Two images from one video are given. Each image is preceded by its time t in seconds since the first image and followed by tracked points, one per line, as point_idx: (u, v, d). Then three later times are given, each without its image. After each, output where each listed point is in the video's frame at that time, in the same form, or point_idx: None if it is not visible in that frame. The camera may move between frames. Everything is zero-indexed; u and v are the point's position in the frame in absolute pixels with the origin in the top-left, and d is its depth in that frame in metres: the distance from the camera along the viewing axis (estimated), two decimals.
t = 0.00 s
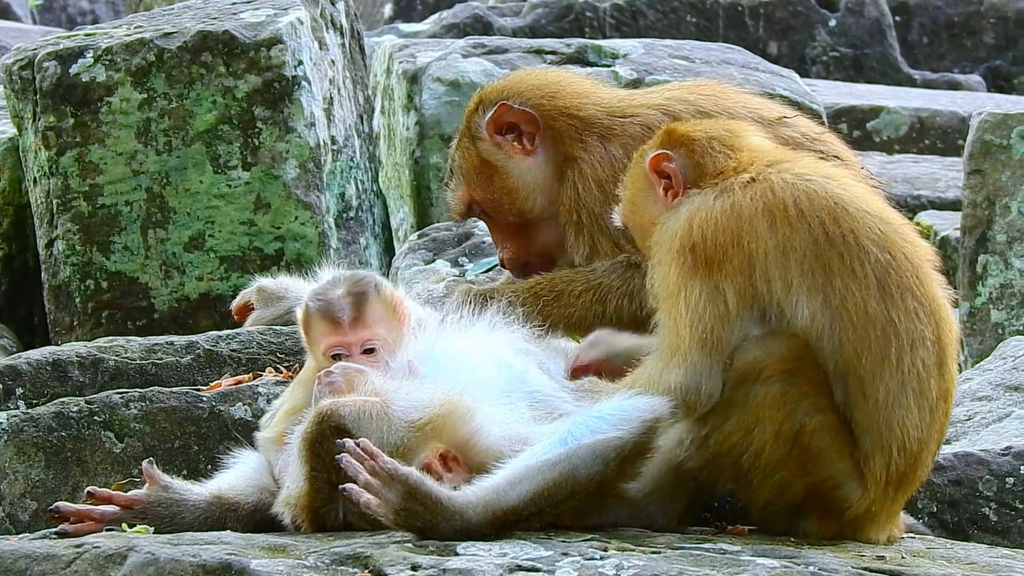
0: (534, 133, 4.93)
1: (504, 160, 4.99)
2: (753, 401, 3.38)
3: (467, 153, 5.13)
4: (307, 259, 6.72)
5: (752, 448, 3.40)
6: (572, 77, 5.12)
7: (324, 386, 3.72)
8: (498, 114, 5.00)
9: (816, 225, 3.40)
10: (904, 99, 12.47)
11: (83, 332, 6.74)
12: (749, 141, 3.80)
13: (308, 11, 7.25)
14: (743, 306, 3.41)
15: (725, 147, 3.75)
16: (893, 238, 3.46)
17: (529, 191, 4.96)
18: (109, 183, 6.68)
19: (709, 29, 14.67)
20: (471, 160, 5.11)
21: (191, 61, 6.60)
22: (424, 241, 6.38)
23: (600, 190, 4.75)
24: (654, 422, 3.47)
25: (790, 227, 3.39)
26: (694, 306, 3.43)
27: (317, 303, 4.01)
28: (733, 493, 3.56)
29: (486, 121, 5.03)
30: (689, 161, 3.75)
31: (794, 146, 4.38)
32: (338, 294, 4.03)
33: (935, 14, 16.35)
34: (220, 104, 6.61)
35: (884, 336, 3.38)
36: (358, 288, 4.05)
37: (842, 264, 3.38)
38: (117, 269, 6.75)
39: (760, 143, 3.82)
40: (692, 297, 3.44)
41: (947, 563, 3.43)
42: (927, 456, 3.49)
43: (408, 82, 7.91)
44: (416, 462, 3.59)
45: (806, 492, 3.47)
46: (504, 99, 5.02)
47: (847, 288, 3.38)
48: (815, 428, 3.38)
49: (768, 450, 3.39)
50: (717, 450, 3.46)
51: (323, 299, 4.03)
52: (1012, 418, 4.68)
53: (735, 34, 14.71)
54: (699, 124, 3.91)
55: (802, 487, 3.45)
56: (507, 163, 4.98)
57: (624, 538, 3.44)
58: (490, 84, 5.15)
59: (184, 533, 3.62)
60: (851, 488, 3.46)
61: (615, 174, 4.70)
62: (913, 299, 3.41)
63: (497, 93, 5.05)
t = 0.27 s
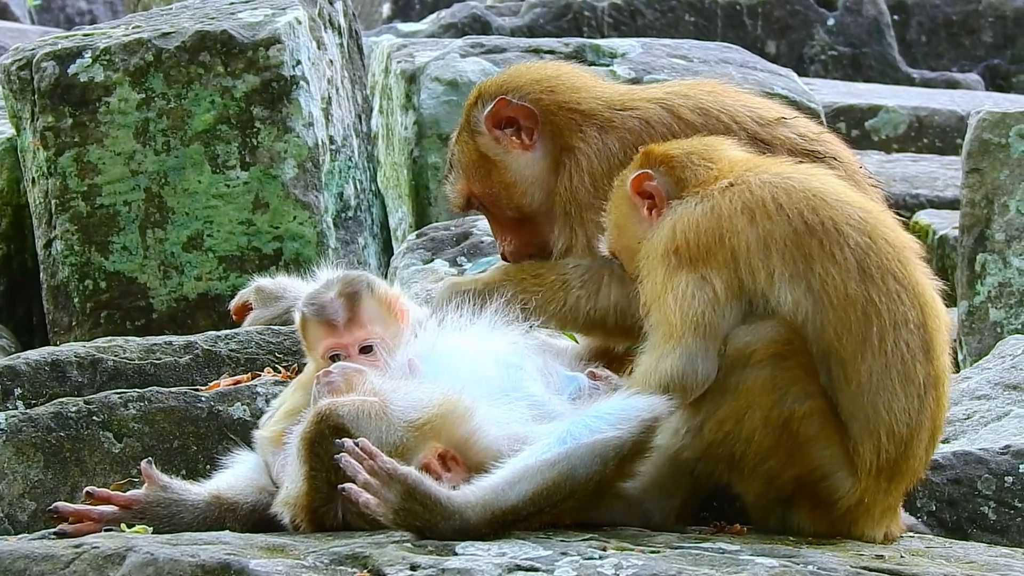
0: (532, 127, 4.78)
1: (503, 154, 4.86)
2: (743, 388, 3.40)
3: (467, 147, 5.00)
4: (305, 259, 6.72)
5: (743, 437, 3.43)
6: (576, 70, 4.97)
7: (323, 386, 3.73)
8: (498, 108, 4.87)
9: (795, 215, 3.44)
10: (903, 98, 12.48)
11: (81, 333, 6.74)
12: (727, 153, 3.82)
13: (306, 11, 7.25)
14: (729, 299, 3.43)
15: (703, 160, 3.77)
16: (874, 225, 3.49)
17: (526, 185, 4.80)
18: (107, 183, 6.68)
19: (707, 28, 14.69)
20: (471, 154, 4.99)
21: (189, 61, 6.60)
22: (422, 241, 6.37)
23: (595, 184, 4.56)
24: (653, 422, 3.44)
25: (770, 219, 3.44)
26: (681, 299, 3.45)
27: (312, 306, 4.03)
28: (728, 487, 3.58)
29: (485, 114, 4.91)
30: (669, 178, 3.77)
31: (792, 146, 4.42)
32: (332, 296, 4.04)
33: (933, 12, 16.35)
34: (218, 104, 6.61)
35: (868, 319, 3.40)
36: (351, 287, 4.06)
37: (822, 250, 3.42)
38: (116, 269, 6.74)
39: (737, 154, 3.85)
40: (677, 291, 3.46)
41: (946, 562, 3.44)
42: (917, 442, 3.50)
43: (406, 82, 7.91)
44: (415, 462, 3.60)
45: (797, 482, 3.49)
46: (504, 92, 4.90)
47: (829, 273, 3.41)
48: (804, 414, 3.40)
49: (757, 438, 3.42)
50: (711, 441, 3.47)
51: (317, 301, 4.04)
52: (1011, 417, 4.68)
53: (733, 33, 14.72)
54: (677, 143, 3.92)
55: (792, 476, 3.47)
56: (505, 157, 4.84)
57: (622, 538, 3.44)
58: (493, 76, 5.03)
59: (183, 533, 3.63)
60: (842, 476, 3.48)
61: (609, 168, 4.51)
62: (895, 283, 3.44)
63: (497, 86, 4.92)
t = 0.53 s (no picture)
0: (534, 114, 4.77)
1: (505, 140, 4.84)
2: (742, 384, 3.40)
3: (468, 133, 4.99)
4: (304, 258, 6.73)
5: (740, 436, 3.42)
6: (579, 60, 4.96)
7: (322, 385, 3.72)
8: (499, 94, 4.85)
9: (781, 213, 3.46)
10: (901, 95, 12.48)
11: (80, 333, 6.74)
12: (717, 156, 3.84)
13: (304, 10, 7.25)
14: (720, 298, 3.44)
15: (692, 164, 3.80)
16: (861, 219, 3.50)
17: (529, 171, 4.79)
18: (105, 183, 6.68)
19: (705, 26, 14.71)
20: (473, 140, 4.97)
21: (187, 60, 6.59)
22: (420, 240, 6.35)
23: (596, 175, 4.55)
24: (653, 421, 3.48)
25: (756, 217, 3.46)
26: (676, 298, 3.46)
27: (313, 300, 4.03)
28: (728, 489, 3.57)
29: (487, 100, 4.89)
30: (658, 183, 3.78)
31: (796, 142, 4.44)
32: (333, 290, 4.05)
33: (931, 10, 16.35)
34: (216, 104, 6.61)
35: (858, 313, 3.40)
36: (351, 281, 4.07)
37: (809, 245, 3.43)
38: (114, 270, 6.74)
39: (727, 158, 3.87)
40: (671, 289, 3.47)
41: (945, 560, 3.44)
42: (912, 436, 3.49)
43: (404, 81, 7.90)
44: (413, 462, 3.60)
45: (796, 481, 3.49)
46: (506, 79, 4.89)
47: (817, 268, 3.41)
48: (805, 412, 3.40)
49: (755, 437, 3.41)
50: (710, 439, 3.45)
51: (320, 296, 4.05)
52: (1009, 415, 4.68)
53: (731, 31, 14.74)
54: (666, 150, 3.94)
55: (791, 475, 3.47)
56: (507, 143, 4.83)
57: (621, 536, 3.45)
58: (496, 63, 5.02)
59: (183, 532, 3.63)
60: (840, 473, 3.47)
61: (611, 158, 4.50)
62: (883, 276, 3.44)
63: (500, 73, 4.91)
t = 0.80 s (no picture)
0: (533, 114, 4.77)
1: (504, 140, 4.85)
2: (744, 389, 3.39)
3: (468, 133, 4.99)
4: (304, 257, 6.73)
5: (742, 440, 3.41)
6: (577, 58, 4.96)
7: (322, 384, 3.73)
8: (498, 95, 4.85)
9: (776, 213, 3.47)
10: (902, 94, 12.47)
11: (80, 332, 6.74)
12: (715, 156, 3.84)
13: (304, 10, 7.25)
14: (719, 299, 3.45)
15: (690, 164, 3.80)
16: (857, 219, 3.50)
17: (528, 171, 4.79)
18: (106, 182, 6.68)
19: (705, 25, 14.74)
20: (472, 140, 4.97)
21: (187, 60, 6.59)
22: (421, 239, 6.35)
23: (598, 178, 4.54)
24: (653, 420, 3.49)
25: (751, 218, 3.47)
26: (679, 294, 3.45)
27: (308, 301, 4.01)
28: (730, 490, 3.56)
29: (486, 100, 4.89)
30: (655, 183, 3.79)
31: (797, 142, 4.42)
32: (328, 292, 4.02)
33: (931, 9, 16.35)
34: (217, 103, 6.61)
35: (854, 313, 3.39)
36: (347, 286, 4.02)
37: (804, 244, 3.43)
38: (115, 269, 6.75)
39: (726, 156, 3.87)
40: (674, 286, 3.47)
41: (946, 559, 3.44)
42: (911, 435, 3.48)
43: (404, 80, 7.90)
44: (414, 460, 3.61)
45: (798, 484, 3.47)
46: (504, 79, 4.88)
47: (812, 268, 3.41)
48: (808, 415, 3.38)
49: (757, 442, 3.40)
50: (711, 443, 3.45)
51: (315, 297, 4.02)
52: (1010, 414, 4.67)
53: (731, 30, 14.78)
54: (663, 149, 3.94)
55: (794, 478, 3.45)
56: (507, 143, 4.83)
57: (622, 535, 3.45)
58: (493, 62, 5.01)
59: (183, 532, 3.63)
60: (842, 473, 3.45)
61: (612, 160, 4.49)
62: (879, 276, 3.43)
63: (498, 72, 4.91)
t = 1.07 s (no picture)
0: (533, 116, 4.76)
1: (505, 142, 4.84)
2: (749, 408, 3.33)
3: (468, 136, 4.99)
4: (306, 257, 6.73)
5: (748, 453, 3.37)
6: (577, 60, 4.95)
7: (325, 384, 3.73)
8: (498, 97, 4.85)
9: (761, 218, 3.44)
10: (902, 94, 12.48)
11: (83, 332, 6.75)
12: (710, 157, 3.84)
13: (307, 9, 7.25)
14: (712, 317, 3.46)
15: (683, 166, 3.80)
16: (839, 216, 3.47)
17: (529, 173, 4.78)
18: (108, 182, 6.68)
19: (707, 25, 14.72)
20: (472, 143, 4.97)
21: (189, 59, 6.59)
22: (423, 238, 6.35)
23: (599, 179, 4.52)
24: (655, 420, 3.51)
25: (736, 225, 3.44)
26: (670, 329, 3.53)
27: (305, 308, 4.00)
28: (735, 496, 3.55)
29: (485, 103, 4.89)
30: (650, 186, 3.78)
31: (797, 141, 4.40)
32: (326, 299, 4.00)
33: (932, 8, 16.35)
34: (219, 103, 6.60)
35: (840, 313, 3.36)
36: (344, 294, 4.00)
37: (788, 248, 3.39)
38: (117, 268, 6.75)
39: (719, 158, 3.86)
40: (666, 321, 3.53)
41: (949, 558, 3.44)
42: (905, 430, 3.46)
43: (407, 79, 7.89)
44: (416, 460, 3.61)
45: (806, 491, 3.44)
46: (504, 82, 4.88)
47: (795, 270, 3.38)
48: (816, 429, 3.33)
49: (763, 455, 3.36)
50: (714, 455, 3.42)
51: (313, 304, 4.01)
52: (1013, 412, 4.67)
53: (733, 30, 14.81)
54: (656, 151, 3.94)
55: (801, 486, 3.42)
56: (507, 145, 4.83)
57: (625, 534, 3.45)
58: (492, 65, 5.02)
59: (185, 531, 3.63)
60: (845, 476, 3.42)
61: (612, 161, 4.47)
62: (864, 272, 3.40)
63: (498, 75, 4.91)
